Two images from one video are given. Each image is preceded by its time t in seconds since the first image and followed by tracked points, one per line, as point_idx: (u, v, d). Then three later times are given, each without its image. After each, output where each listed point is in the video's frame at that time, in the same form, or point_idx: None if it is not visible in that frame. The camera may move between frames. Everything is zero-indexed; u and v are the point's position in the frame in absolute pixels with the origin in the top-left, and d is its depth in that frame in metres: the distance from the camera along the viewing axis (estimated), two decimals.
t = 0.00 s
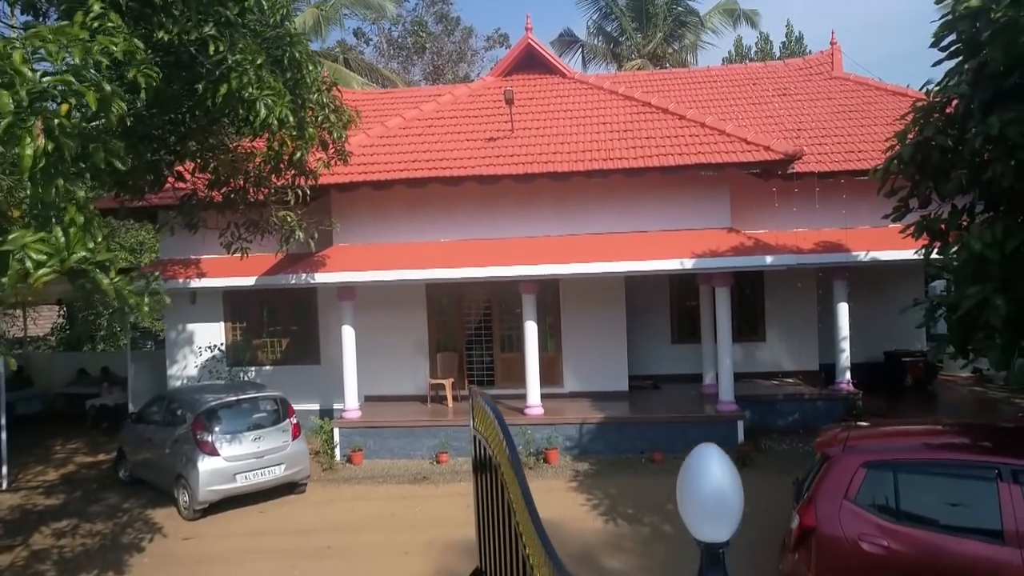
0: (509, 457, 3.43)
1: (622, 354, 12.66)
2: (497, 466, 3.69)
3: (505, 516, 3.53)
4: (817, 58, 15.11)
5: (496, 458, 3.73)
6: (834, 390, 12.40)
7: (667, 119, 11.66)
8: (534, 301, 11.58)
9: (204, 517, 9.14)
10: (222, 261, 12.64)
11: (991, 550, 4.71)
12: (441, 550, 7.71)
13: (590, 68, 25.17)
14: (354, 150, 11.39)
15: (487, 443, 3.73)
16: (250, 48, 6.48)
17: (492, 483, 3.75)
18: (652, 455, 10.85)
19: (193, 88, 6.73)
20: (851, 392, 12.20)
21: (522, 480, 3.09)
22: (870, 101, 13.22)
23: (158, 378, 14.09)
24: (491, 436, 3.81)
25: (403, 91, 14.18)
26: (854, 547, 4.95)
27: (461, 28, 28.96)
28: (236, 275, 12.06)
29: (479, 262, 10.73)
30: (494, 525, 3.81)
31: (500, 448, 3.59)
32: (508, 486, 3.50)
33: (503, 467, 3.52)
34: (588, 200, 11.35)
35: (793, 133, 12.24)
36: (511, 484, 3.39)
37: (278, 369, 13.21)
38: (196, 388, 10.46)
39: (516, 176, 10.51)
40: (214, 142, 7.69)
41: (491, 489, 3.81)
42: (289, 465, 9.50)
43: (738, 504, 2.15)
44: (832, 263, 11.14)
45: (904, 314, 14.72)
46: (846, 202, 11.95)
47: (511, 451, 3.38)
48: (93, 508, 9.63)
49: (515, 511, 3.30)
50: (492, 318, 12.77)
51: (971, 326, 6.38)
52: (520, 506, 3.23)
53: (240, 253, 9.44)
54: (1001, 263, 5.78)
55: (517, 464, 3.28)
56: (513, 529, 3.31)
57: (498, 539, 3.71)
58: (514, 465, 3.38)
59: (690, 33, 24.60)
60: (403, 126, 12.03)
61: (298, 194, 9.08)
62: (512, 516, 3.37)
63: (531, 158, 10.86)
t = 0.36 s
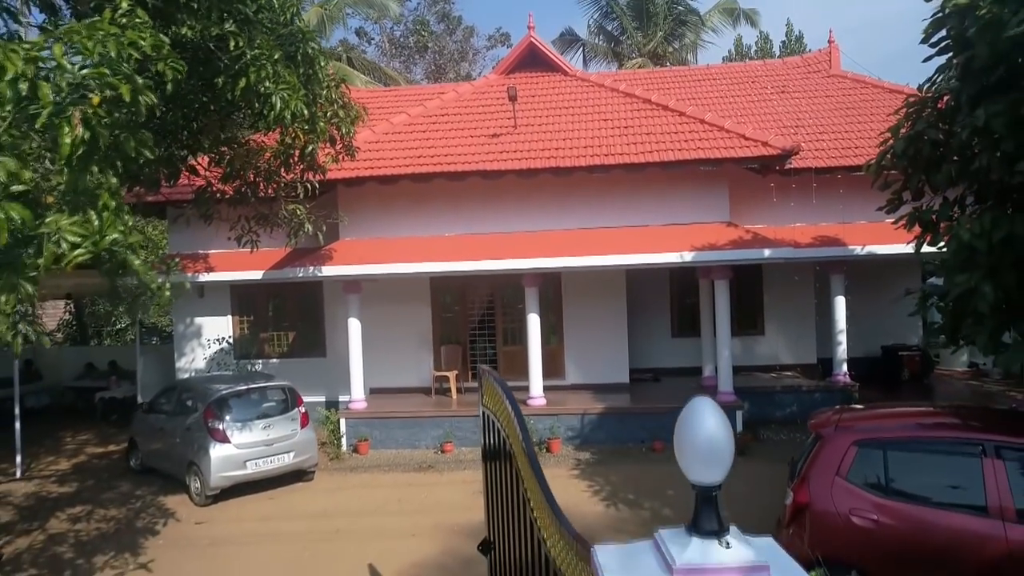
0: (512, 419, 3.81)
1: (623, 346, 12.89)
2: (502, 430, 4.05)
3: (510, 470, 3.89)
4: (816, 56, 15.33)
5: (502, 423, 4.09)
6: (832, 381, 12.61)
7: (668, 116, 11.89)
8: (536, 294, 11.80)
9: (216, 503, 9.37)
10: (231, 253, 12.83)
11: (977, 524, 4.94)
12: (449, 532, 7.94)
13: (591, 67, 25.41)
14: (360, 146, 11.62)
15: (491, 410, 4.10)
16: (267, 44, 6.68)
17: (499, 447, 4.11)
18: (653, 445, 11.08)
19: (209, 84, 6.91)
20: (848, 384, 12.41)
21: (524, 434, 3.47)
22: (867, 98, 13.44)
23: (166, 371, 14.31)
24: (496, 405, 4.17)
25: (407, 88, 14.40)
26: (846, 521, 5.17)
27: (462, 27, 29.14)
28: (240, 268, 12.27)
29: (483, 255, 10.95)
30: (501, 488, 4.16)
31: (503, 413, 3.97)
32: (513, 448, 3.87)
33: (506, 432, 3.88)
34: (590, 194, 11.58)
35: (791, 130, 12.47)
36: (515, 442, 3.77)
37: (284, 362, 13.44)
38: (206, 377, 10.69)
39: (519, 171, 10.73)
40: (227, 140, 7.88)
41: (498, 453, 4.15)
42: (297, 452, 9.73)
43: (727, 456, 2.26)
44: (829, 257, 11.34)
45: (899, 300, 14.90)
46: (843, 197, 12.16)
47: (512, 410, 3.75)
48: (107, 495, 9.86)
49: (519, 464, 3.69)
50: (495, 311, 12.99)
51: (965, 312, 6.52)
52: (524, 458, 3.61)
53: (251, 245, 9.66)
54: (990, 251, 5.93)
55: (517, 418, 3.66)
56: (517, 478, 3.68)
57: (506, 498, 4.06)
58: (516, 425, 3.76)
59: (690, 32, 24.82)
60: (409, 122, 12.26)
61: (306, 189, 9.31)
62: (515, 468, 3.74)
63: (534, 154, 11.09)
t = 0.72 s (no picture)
0: (518, 393, 4.05)
1: (624, 339, 13.10)
2: (508, 407, 4.29)
3: (517, 442, 4.12)
4: (813, 54, 15.55)
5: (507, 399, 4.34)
6: (829, 374, 12.83)
7: (667, 112, 12.11)
8: (538, 287, 12.02)
9: (226, 490, 9.60)
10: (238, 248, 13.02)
11: (962, 499, 5.16)
12: (454, 516, 8.17)
13: (592, 66, 25.62)
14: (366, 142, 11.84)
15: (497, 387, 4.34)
16: (283, 40, 6.89)
17: (505, 423, 4.36)
18: (653, 435, 11.31)
19: (224, 81, 7.12)
20: (844, 376, 12.61)
21: (529, 402, 3.71)
22: (864, 95, 13.66)
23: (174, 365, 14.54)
24: (503, 383, 4.40)
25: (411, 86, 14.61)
26: (837, 497, 5.40)
27: (464, 26, 29.28)
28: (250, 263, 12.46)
29: (486, 249, 11.17)
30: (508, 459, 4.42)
31: (509, 388, 4.20)
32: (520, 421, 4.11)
33: (513, 406, 4.11)
34: (591, 190, 11.81)
35: (789, 127, 12.69)
36: (520, 414, 4.01)
37: (290, 355, 13.65)
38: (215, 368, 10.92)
39: (521, 166, 10.95)
40: (239, 137, 8.09)
41: (504, 426, 4.42)
42: (305, 441, 9.95)
43: (721, 412, 2.44)
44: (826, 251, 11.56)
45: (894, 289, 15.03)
46: (840, 193, 12.38)
47: (518, 384, 4.00)
48: (118, 483, 10.08)
49: (526, 435, 3.92)
50: (498, 304, 13.21)
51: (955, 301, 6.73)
52: (530, 428, 3.85)
53: (260, 239, 9.89)
54: (977, 242, 6.12)
55: (523, 393, 3.90)
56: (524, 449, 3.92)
57: (512, 468, 4.32)
58: (521, 398, 4.00)
59: (690, 31, 25.02)
60: (413, 119, 12.47)
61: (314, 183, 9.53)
62: (522, 439, 3.97)
63: (537, 150, 11.31)
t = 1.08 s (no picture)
0: (523, 372, 4.29)
1: (625, 333, 13.32)
2: (514, 386, 4.52)
3: (523, 419, 4.37)
4: (811, 52, 15.75)
5: (513, 379, 4.57)
6: (827, 367, 13.05)
7: (667, 110, 12.32)
8: (541, 281, 12.23)
9: (235, 478, 9.81)
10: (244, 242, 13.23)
11: (950, 479, 5.37)
12: (459, 502, 8.38)
13: (593, 65, 25.83)
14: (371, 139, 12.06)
15: (502, 368, 4.58)
16: (295, 38, 7.10)
17: (512, 402, 4.58)
18: (652, 426, 11.52)
19: (238, 78, 7.32)
20: (841, 370, 12.82)
21: (536, 384, 3.95)
22: (861, 93, 13.86)
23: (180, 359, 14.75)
24: (509, 363, 4.62)
25: (415, 84, 14.81)
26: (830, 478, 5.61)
27: (465, 26, 29.44)
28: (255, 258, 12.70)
29: (490, 244, 11.38)
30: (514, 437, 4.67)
31: (515, 368, 4.44)
32: (526, 400, 4.34)
33: (519, 385, 4.36)
34: (593, 186, 12.03)
35: (787, 124, 12.90)
36: (526, 393, 4.24)
37: (296, 349, 13.87)
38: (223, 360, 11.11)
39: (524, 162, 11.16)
40: (250, 132, 8.29)
41: (511, 412, 4.66)
42: (313, 431, 10.16)
43: (714, 379, 2.64)
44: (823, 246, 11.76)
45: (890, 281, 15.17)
46: (837, 188, 12.58)
47: (524, 364, 4.24)
48: (129, 472, 10.29)
49: (532, 413, 4.16)
50: (500, 299, 13.43)
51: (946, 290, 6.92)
52: (536, 406, 4.09)
53: (269, 233, 10.12)
54: (966, 233, 6.31)
55: (529, 372, 4.13)
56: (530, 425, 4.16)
57: (519, 445, 4.56)
58: (527, 378, 4.23)
59: (690, 31, 25.23)
60: (417, 116, 12.69)
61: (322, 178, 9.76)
62: (529, 417, 4.22)
63: (539, 146, 11.52)
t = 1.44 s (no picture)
0: (531, 357, 4.51)
1: (626, 328, 13.53)
2: (522, 370, 4.73)
3: (532, 402, 4.58)
4: (810, 51, 15.95)
5: (520, 362, 4.79)
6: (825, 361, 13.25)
7: (667, 108, 12.53)
8: (543, 277, 12.42)
9: (245, 468, 10.02)
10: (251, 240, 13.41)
11: (941, 461, 5.56)
12: (465, 491, 8.59)
13: (594, 64, 26.05)
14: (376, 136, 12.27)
15: (511, 353, 4.79)
16: (307, 37, 7.31)
17: (520, 385, 4.80)
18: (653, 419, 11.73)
19: (253, 76, 7.52)
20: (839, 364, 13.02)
21: (544, 367, 4.17)
22: (859, 91, 14.06)
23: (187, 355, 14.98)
24: (517, 348, 4.83)
25: (419, 82, 15.01)
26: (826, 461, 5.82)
27: (467, 25, 29.45)
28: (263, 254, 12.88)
29: (494, 240, 11.58)
30: (519, 413, 4.91)
31: (522, 353, 4.65)
32: (533, 384, 4.55)
33: (527, 369, 4.57)
34: (595, 182, 12.23)
35: (785, 122, 13.10)
36: (534, 377, 4.46)
37: (302, 344, 14.09)
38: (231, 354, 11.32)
39: (526, 159, 11.37)
40: (261, 129, 8.48)
41: (518, 401, 4.90)
42: (320, 422, 10.37)
43: (712, 351, 2.83)
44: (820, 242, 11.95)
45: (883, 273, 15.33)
46: (834, 185, 12.78)
47: (532, 348, 4.45)
48: (141, 463, 10.51)
49: (540, 396, 4.37)
50: (504, 294, 13.62)
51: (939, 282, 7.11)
52: (544, 389, 4.30)
53: (278, 227, 10.33)
54: (957, 226, 6.50)
55: (537, 357, 4.35)
56: (537, 407, 4.37)
57: (524, 419, 4.80)
58: (535, 361, 4.45)
59: (690, 30, 25.42)
60: (422, 114, 12.89)
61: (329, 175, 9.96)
62: (537, 399, 4.43)
63: (542, 144, 11.73)
